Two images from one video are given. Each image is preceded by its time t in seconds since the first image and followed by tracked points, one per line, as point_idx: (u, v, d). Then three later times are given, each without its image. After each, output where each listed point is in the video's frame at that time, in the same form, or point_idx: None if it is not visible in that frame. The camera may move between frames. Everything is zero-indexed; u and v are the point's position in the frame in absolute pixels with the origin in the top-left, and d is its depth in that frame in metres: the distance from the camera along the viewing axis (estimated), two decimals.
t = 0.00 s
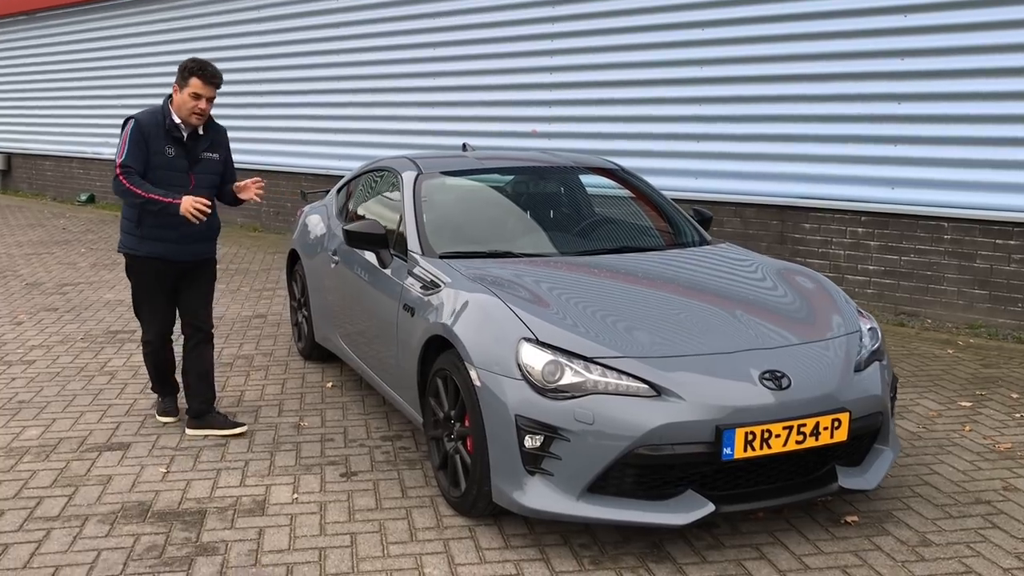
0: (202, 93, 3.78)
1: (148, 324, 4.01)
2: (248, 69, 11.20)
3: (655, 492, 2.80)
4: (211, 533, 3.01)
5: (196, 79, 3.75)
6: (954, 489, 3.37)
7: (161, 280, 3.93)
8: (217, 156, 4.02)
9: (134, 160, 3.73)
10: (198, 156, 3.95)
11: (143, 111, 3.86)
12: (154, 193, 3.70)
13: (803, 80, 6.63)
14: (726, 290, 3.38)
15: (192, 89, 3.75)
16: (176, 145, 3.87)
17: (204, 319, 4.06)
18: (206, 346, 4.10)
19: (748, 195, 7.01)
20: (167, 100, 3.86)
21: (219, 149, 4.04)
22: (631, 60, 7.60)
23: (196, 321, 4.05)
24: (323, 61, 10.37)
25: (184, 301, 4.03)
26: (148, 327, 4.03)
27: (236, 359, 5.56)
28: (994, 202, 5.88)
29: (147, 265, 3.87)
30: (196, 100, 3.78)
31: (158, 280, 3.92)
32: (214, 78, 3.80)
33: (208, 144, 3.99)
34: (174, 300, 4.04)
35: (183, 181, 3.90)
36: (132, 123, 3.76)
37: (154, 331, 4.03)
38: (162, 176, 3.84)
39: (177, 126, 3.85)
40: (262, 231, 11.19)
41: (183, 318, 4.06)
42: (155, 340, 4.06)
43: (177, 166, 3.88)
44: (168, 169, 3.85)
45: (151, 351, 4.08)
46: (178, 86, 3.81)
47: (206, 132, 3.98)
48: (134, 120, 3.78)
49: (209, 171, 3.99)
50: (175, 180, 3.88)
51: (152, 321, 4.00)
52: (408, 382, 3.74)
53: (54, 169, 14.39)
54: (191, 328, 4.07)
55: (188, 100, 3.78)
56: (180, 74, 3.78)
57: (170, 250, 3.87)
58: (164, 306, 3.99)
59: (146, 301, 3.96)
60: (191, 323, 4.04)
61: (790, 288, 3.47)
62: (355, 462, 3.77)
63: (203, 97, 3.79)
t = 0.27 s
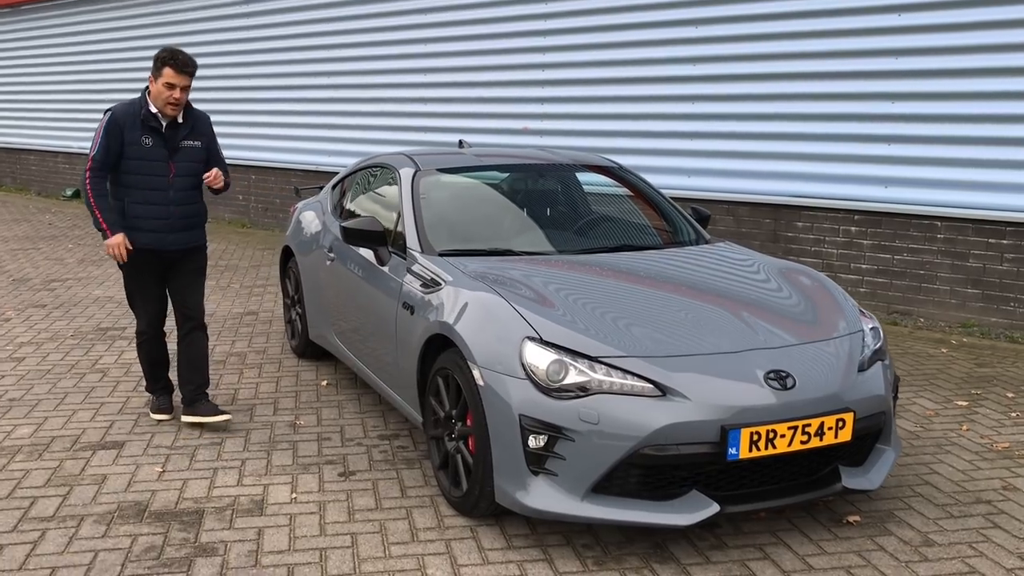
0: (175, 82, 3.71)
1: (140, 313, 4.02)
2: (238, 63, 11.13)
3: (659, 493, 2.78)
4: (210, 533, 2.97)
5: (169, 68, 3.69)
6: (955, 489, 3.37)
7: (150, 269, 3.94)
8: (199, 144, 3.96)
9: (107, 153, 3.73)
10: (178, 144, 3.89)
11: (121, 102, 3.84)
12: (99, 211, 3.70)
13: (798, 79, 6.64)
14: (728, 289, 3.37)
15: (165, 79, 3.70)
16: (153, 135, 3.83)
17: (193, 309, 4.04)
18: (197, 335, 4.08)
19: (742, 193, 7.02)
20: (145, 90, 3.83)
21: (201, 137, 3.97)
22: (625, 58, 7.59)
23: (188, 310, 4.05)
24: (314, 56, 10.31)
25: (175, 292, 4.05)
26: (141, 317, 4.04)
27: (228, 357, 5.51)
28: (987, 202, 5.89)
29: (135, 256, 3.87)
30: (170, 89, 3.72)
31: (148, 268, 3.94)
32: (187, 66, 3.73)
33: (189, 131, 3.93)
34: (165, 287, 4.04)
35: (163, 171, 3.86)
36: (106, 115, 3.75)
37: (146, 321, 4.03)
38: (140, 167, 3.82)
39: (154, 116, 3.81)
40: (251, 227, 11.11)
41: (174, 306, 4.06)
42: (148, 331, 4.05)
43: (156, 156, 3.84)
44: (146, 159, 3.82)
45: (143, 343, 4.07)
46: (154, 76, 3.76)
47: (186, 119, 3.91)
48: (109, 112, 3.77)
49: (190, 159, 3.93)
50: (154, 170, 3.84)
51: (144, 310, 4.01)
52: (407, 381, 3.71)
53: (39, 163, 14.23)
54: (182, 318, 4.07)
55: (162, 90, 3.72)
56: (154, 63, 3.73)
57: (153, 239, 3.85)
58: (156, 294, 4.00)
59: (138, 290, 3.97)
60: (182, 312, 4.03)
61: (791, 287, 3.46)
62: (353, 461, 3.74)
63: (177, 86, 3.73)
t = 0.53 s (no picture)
0: (156, 76, 3.62)
1: (128, 309, 3.96)
2: (221, 59, 11.03)
3: (657, 493, 2.77)
4: (203, 535, 2.93)
5: (149, 62, 3.59)
6: (946, 487, 3.39)
7: (139, 265, 3.88)
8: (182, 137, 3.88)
9: (87, 151, 3.68)
10: (160, 139, 3.82)
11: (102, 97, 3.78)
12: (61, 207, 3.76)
13: (786, 78, 6.65)
14: (723, 288, 3.37)
15: (145, 72, 3.60)
16: (135, 129, 3.77)
17: (183, 307, 4.03)
18: (185, 332, 4.07)
19: (729, 192, 7.04)
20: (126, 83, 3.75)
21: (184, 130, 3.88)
22: (612, 56, 7.59)
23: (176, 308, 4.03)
24: (299, 52, 10.24)
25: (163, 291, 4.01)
26: (129, 314, 3.98)
27: (215, 356, 5.45)
28: (973, 202, 5.93)
29: (121, 252, 3.82)
30: (151, 83, 3.63)
31: (136, 264, 3.88)
32: (166, 59, 3.63)
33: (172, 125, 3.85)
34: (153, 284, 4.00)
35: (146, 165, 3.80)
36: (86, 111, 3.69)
37: (134, 317, 3.97)
38: (122, 162, 3.76)
39: (135, 110, 3.74)
40: (233, 225, 11.03)
41: (163, 304, 4.03)
42: (137, 328, 4.00)
43: (137, 151, 3.77)
44: (128, 154, 3.76)
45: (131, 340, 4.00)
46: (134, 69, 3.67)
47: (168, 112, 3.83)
48: (90, 108, 3.71)
49: (173, 152, 3.86)
50: (137, 165, 3.78)
51: (133, 307, 3.95)
52: (400, 381, 3.68)
53: (18, 160, 14.05)
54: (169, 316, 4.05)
55: (142, 83, 3.63)
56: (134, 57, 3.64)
57: (138, 235, 3.80)
58: (144, 290, 3.95)
59: (126, 285, 3.91)
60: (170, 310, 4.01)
61: (785, 286, 3.47)
62: (345, 462, 3.70)
63: (158, 79, 3.64)
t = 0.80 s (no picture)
0: (147, 75, 3.59)
1: (115, 310, 3.90)
2: (203, 59, 10.94)
3: (656, 494, 2.77)
4: (196, 540, 2.90)
5: (141, 60, 3.56)
6: (939, 487, 3.41)
7: (127, 266, 3.83)
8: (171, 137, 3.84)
9: (77, 150, 3.62)
10: (149, 138, 3.78)
11: (91, 95, 3.72)
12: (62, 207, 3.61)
13: (773, 79, 6.68)
14: (718, 289, 3.37)
15: (136, 70, 3.57)
16: (125, 129, 3.72)
17: (171, 308, 3.98)
18: (174, 333, 4.03)
19: (715, 193, 7.06)
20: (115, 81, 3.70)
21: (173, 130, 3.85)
22: (599, 57, 7.59)
23: (164, 309, 3.99)
24: (283, 51, 10.18)
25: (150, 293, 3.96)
26: (116, 315, 3.92)
27: (202, 358, 5.40)
28: (958, 203, 5.99)
29: (108, 253, 3.77)
30: (142, 81, 3.60)
31: (124, 264, 3.82)
32: (158, 58, 3.60)
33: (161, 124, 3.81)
34: (141, 285, 3.95)
35: (135, 165, 3.75)
36: (75, 109, 3.63)
37: (122, 318, 3.92)
38: (111, 161, 3.71)
39: (124, 109, 3.69)
40: (215, 226, 10.94)
41: (151, 305, 3.98)
42: (125, 330, 3.95)
43: (127, 150, 3.73)
44: (117, 154, 3.71)
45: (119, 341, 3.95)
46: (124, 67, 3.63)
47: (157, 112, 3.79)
48: (78, 106, 3.66)
49: (162, 152, 3.82)
50: (126, 165, 3.73)
51: (121, 308, 3.90)
52: (393, 383, 3.65)
53: None
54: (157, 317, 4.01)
55: (133, 82, 3.59)
56: (125, 55, 3.60)
57: (127, 235, 3.75)
58: (132, 291, 3.89)
59: (114, 286, 3.86)
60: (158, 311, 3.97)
61: (780, 287, 3.48)
62: (338, 464, 3.67)
63: (150, 78, 3.60)
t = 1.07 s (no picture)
0: (145, 80, 3.59)
1: (108, 318, 3.85)
2: (189, 63, 10.88)
3: (656, 499, 2.76)
4: (193, 548, 2.87)
5: (139, 65, 3.56)
6: (936, 489, 3.42)
7: (119, 272, 3.79)
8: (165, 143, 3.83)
9: (75, 155, 3.57)
10: (144, 144, 3.76)
11: (85, 101, 3.68)
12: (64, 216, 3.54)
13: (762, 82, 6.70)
14: (717, 292, 3.37)
15: (135, 75, 3.56)
16: (121, 134, 3.69)
17: (163, 315, 3.99)
18: (165, 340, 4.04)
19: (705, 196, 7.07)
20: (110, 87, 3.67)
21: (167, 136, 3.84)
22: (588, 61, 7.60)
23: (158, 316, 3.99)
24: (269, 55, 10.13)
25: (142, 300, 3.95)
26: (108, 321, 3.87)
27: (192, 364, 5.35)
28: (946, 205, 6.03)
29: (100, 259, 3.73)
30: (140, 87, 3.59)
31: (117, 270, 3.79)
32: (155, 63, 3.60)
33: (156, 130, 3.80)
34: (134, 292, 3.92)
35: (131, 171, 3.71)
36: (73, 114, 3.59)
37: (114, 326, 3.87)
38: (108, 167, 3.67)
39: (120, 115, 3.67)
40: (201, 231, 10.87)
41: (142, 312, 3.97)
42: (118, 337, 3.91)
43: (123, 156, 3.69)
44: (113, 160, 3.67)
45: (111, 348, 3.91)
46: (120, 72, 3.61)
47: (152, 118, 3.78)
48: (75, 111, 3.61)
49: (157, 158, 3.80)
50: (122, 170, 3.69)
51: (113, 315, 3.86)
52: (389, 388, 3.63)
53: None
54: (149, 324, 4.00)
55: (132, 87, 3.58)
56: (122, 61, 3.58)
57: (121, 241, 3.72)
58: (125, 297, 3.86)
59: (106, 293, 3.81)
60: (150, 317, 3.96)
61: (777, 290, 3.49)
62: (334, 471, 3.65)
63: (147, 83, 3.60)
